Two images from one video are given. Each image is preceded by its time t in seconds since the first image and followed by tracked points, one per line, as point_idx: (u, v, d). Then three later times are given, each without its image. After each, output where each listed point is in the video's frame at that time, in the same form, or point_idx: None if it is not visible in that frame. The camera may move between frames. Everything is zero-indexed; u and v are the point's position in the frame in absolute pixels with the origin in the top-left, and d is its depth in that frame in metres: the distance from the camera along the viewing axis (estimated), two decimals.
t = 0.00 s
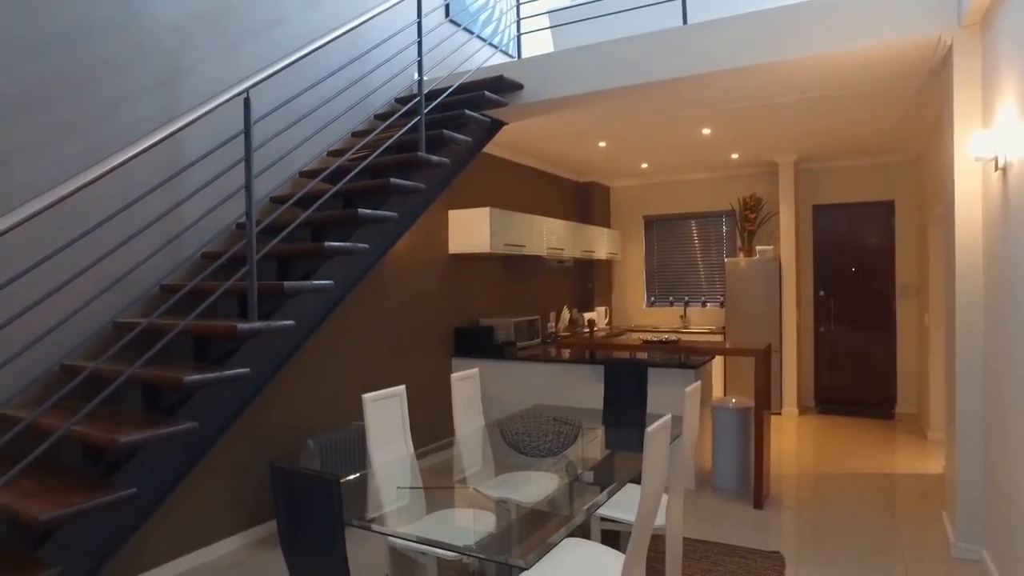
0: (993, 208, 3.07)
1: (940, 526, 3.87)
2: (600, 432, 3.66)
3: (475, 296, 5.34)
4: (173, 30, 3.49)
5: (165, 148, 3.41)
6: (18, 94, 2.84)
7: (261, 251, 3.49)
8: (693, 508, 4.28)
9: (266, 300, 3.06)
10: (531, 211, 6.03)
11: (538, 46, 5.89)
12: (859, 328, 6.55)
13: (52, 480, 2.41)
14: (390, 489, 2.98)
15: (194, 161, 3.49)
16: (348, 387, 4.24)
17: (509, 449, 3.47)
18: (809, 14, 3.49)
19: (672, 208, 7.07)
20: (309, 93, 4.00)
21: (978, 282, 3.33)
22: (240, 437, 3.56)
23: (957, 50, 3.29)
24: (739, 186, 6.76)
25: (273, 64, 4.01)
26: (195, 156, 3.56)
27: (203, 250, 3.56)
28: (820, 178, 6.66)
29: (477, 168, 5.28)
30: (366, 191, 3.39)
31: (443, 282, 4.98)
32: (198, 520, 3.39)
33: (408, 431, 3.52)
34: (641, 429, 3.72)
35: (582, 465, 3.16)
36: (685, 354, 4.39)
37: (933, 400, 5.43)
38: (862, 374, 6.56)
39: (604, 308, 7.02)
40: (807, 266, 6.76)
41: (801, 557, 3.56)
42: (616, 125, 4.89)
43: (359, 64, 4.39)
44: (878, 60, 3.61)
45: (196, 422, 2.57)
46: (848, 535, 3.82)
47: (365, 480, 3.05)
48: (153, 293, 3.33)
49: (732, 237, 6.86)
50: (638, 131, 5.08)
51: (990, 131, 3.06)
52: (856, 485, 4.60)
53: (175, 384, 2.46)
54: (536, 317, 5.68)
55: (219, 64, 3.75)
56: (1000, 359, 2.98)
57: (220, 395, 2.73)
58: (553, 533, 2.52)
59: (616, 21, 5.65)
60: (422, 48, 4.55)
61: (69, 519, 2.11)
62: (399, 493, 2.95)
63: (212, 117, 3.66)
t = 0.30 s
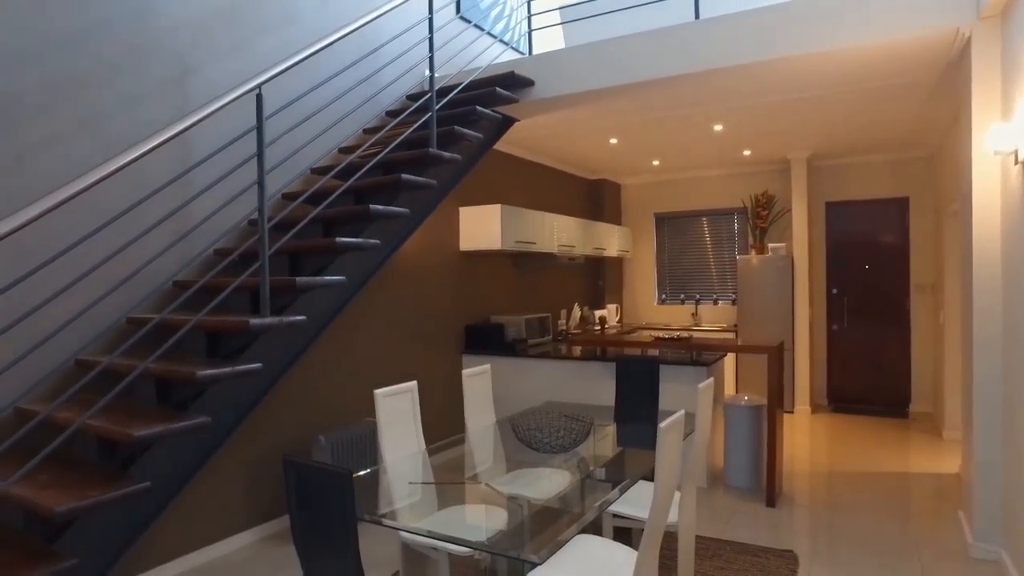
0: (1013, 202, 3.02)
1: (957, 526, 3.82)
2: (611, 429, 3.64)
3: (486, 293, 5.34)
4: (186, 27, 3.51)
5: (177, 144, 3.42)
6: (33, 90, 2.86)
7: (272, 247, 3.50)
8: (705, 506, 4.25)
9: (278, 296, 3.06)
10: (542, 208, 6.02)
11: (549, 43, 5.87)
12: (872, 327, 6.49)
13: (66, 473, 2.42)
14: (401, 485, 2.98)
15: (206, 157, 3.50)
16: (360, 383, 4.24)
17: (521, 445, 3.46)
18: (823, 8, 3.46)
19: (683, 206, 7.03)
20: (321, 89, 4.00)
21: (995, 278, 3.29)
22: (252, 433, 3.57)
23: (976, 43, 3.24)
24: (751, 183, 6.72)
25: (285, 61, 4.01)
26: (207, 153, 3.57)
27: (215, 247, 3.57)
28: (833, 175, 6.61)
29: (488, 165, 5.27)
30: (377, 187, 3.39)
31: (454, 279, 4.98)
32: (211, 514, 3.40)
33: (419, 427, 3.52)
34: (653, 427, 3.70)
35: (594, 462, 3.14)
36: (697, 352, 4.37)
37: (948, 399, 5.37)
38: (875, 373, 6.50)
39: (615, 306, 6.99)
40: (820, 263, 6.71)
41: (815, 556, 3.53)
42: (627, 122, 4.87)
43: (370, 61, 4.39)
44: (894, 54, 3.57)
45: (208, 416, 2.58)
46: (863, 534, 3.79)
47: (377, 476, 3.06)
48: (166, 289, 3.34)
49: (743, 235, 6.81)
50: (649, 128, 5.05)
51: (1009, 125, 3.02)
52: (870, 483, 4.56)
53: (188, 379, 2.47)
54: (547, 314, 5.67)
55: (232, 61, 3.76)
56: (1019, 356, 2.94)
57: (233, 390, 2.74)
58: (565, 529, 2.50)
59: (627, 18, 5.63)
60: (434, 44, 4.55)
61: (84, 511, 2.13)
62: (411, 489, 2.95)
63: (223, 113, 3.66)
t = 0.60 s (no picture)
0: None
1: (972, 525, 3.78)
2: (623, 426, 3.63)
3: (497, 289, 5.34)
4: (199, 24, 3.53)
5: (189, 139, 3.44)
6: (48, 86, 2.89)
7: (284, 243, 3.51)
8: (717, 503, 4.24)
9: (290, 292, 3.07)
10: (553, 205, 6.01)
11: (560, 39, 5.85)
12: (885, 324, 6.44)
13: (82, 466, 2.45)
14: (413, 479, 2.99)
15: (219, 153, 3.51)
16: (371, 379, 4.25)
17: (533, 441, 3.46)
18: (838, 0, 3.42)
19: (694, 202, 7.00)
20: (332, 85, 4.01)
21: (1013, 273, 3.24)
22: (264, 428, 3.59)
23: (995, 34, 3.19)
24: (763, 179, 6.68)
25: (296, 57, 4.02)
26: (219, 148, 3.59)
27: (227, 242, 3.59)
28: (847, 171, 6.56)
29: (499, 161, 5.26)
30: (389, 183, 3.39)
31: (465, 275, 4.98)
32: (224, 509, 3.42)
33: (430, 422, 3.52)
34: (664, 423, 3.69)
35: (606, 459, 3.13)
36: (709, 348, 4.35)
37: (963, 397, 5.31)
38: (889, 370, 6.45)
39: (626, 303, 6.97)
40: (832, 260, 6.67)
41: (828, 554, 3.50)
42: (639, 117, 4.85)
43: (381, 57, 4.39)
44: (908, 47, 3.54)
45: (222, 410, 2.59)
46: (876, 532, 3.76)
47: (388, 470, 3.07)
48: (179, 284, 3.37)
49: (755, 232, 6.77)
50: (661, 123, 5.03)
51: None
52: (884, 481, 4.52)
53: (202, 373, 2.48)
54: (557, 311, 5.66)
55: (244, 58, 3.78)
56: None
57: (246, 384, 2.75)
58: (577, 525, 2.50)
59: (638, 13, 5.60)
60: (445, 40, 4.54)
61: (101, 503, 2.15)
62: (423, 483, 2.95)
63: (235, 109, 3.68)
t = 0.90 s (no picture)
0: None
1: (990, 524, 3.74)
2: (636, 422, 3.62)
3: (508, 285, 5.34)
4: (213, 20, 3.54)
5: (203, 135, 3.46)
6: (66, 83, 2.92)
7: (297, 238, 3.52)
8: (729, 499, 4.22)
9: (304, 286, 3.08)
10: (564, 201, 6.00)
11: (571, 34, 5.84)
12: (900, 321, 6.39)
13: (99, 458, 2.47)
14: (426, 474, 3.00)
15: (232, 148, 3.53)
16: (384, 374, 4.26)
17: (546, 436, 3.46)
18: None
19: (707, 199, 6.97)
20: (344, 81, 4.01)
21: None
22: (278, 422, 3.60)
23: (1017, 24, 3.13)
24: (776, 175, 6.63)
25: (309, 53, 4.03)
26: (233, 144, 3.60)
27: (241, 237, 3.60)
28: (861, 167, 6.51)
29: (511, 157, 5.26)
30: (401, 178, 3.39)
31: (477, 271, 4.98)
32: (238, 502, 3.44)
33: (443, 417, 3.52)
34: (678, 419, 3.67)
35: (619, 454, 3.12)
36: (722, 344, 4.32)
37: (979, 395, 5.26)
38: (902, 368, 6.40)
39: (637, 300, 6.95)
40: (846, 257, 6.62)
41: (842, 551, 3.48)
42: (651, 113, 4.83)
43: (393, 53, 4.39)
44: (927, 39, 3.48)
45: (236, 404, 2.60)
46: (892, 530, 3.73)
47: (401, 464, 3.07)
48: (193, 279, 3.38)
49: (768, 228, 6.73)
50: (673, 119, 5.01)
51: None
52: (899, 479, 4.49)
53: (217, 366, 2.49)
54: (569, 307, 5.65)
55: (257, 54, 3.79)
56: None
57: (260, 378, 2.77)
58: (590, 519, 2.49)
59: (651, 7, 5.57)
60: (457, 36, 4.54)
61: (119, 495, 2.18)
62: (436, 477, 2.96)
63: (249, 105, 3.69)
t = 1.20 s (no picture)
0: None
1: (1008, 523, 3.70)
2: (649, 417, 3.62)
3: (521, 281, 5.34)
4: (227, 17, 3.56)
5: (217, 132, 3.48)
6: (82, 82, 2.95)
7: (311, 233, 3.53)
8: (742, 496, 4.21)
9: (318, 281, 3.09)
10: (576, 197, 5.99)
11: (583, 30, 5.82)
12: (915, 318, 6.34)
13: (118, 451, 2.51)
14: (440, 468, 3.01)
15: (246, 145, 3.54)
16: (397, 369, 4.28)
17: (559, 431, 3.46)
18: None
19: (719, 195, 6.94)
20: (357, 77, 4.02)
21: None
22: (292, 417, 3.63)
23: None
24: (789, 171, 6.59)
25: (322, 49, 4.04)
26: (247, 140, 3.62)
27: (255, 233, 3.62)
28: (875, 162, 6.45)
29: (523, 153, 5.26)
30: (414, 173, 3.40)
31: (489, 267, 4.99)
32: (253, 496, 3.47)
33: (457, 411, 3.54)
34: (691, 415, 3.66)
35: (632, 450, 3.12)
36: (736, 340, 4.30)
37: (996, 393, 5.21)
38: (918, 365, 6.35)
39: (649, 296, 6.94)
40: (860, 253, 6.57)
41: (857, 548, 3.46)
42: (664, 108, 4.81)
43: (405, 49, 4.39)
44: (946, 32, 3.44)
45: (251, 398, 2.62)
46: (908, 528, 3.70)
47: (415, 459, 3.09)
48: (208, 274, 3.41)
49: (781, 224, 6.69)
50: (686, 114, 4.98)
51: None
52: (914, 477, 4.45)
53: (233, 360, 2.52)
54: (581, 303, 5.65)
55: (271, 52, 3.80)
56: None
57: (275, 372, 2.79)
58: (604, 514, 2.49)
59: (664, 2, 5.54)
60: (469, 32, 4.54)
61: (138, 487, 2.21)
62: (450, 472, 2.98)
63: (263, 101, 3.71)
